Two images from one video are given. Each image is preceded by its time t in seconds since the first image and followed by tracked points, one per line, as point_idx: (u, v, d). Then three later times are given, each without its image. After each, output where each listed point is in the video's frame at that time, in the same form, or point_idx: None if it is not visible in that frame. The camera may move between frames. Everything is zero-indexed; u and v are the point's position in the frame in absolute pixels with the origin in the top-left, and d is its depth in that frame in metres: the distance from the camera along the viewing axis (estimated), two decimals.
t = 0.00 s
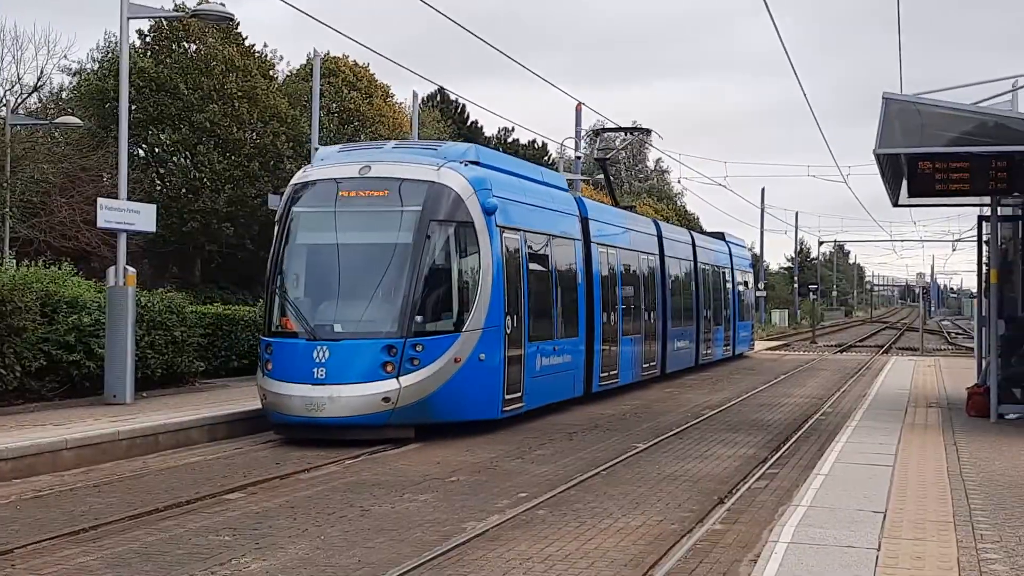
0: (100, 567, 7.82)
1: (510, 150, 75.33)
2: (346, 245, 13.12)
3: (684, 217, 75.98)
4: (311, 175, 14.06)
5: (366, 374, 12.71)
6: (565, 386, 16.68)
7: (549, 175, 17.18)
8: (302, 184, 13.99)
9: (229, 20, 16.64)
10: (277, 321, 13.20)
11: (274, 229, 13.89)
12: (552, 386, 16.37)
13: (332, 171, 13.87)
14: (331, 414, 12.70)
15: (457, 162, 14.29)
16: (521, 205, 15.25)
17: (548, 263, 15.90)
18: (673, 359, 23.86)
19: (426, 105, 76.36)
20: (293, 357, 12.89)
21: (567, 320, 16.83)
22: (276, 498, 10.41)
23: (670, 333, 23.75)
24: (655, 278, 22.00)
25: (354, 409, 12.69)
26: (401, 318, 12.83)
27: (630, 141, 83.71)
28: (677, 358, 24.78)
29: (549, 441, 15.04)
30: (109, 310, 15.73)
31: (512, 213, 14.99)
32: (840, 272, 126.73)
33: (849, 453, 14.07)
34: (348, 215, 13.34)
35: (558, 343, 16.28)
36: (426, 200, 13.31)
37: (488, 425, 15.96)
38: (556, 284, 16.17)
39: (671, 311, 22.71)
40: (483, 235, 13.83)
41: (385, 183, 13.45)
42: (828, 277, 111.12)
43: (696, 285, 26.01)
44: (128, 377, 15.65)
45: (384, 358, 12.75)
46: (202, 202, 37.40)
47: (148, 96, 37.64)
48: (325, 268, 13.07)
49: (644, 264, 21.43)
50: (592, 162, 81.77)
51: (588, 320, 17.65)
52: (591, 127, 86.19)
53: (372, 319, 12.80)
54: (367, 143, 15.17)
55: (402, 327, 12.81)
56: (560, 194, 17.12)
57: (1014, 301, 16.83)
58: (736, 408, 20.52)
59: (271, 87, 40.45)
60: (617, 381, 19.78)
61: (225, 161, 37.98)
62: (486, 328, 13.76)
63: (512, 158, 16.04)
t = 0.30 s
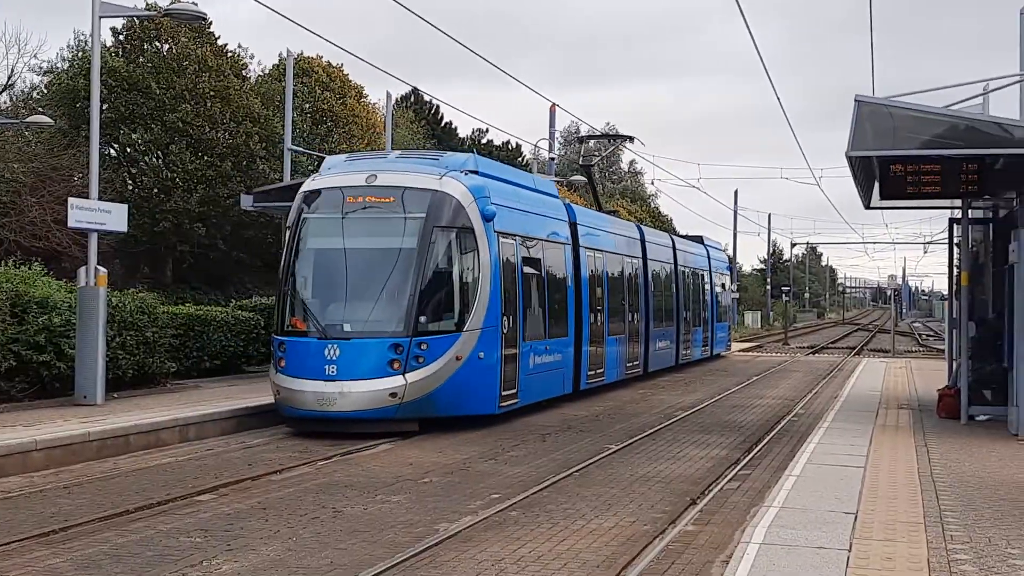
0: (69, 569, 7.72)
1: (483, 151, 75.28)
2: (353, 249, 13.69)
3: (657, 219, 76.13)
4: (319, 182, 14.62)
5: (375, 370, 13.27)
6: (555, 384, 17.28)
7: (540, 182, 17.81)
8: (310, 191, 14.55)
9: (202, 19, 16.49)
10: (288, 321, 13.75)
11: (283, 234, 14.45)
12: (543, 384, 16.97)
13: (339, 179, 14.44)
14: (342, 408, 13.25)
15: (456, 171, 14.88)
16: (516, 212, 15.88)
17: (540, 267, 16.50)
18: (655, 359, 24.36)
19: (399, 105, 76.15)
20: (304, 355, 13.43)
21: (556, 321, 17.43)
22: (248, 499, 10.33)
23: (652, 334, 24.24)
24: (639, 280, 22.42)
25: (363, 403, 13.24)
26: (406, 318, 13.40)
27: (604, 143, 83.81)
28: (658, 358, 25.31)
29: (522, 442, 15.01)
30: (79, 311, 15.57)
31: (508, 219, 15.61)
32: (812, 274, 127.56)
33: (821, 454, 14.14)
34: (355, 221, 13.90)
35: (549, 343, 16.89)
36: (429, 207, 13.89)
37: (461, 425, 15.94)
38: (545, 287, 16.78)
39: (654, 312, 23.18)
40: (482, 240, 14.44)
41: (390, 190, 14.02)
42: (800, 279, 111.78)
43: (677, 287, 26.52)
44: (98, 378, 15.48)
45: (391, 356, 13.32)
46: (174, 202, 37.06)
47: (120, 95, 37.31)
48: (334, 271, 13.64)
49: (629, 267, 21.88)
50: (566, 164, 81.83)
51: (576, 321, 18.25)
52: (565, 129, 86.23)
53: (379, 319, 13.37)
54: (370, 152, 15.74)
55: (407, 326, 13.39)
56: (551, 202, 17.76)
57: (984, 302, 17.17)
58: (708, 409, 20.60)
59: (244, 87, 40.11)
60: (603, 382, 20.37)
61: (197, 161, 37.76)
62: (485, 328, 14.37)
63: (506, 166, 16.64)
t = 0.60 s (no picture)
0: (31, 571, 7.61)
1: (452, 152, 75.12)
2: (353, 253, 14.51)
3: (625, 220, 76.25)
4: (321, 191, 15.43)
5: (375, 367, 14.14)
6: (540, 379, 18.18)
7: (526, 190, 18.64)
8: (312, 198, 15.36)
9: (169, 18, 16.24)
10: (292, 321, 14.58)
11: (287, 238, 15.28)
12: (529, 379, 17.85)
13: (340, 187, 15.24)
14: (346, 402, 14.13)
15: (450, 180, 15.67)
16: (505, 217, 16.70)
17: (527, 270, 17.32)
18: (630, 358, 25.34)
19: (366, 105, 75.79)
20: (310, 352, 14.28)
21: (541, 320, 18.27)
22: (214, 500, 10.22)
23: (628, 333, 25.20)
24: (616, 281, 23.53)
25: (365, 398, 14.12)
26: (404, 318, 14.23)
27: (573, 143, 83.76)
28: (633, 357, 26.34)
29: (490, 443, 14.95)
30: (43, 311, 15.34)
31: (497, 225, 16.43)
32: (779, 275, 128.43)
33: (788, 454, 14.21)
34: (355, 227, 14.71)
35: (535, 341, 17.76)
36: (426, 215, 14.69)
37: (429, 426, 15.89)
38: (532, 288, 17.61)
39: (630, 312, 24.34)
40: (474, 245, 15.24)
41: (388, 198, 14.82)
42: (768, 280, 112.45)
43: (650, 288, 27.50)
44: (64, 378, 15.27)
45: (391, 353, 14.18)
46: (139, 202, 36.69)
47: (86, 95, 36.75)
48: (336, 274, 14.47)
49: (606, 270, 22.80)
50: (535, 165, 81.78)
51: (559, 320, 19.09)
52: (533, 129, 86.20)
53: (378, 319, 14.20)
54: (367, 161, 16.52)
55: (405, 326, 14.22)
56: (536, 208, 18.59)
57: (950, 303, 17.41)
58: (676, 410, 20.63)
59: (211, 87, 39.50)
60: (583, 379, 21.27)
61: (163, 161, 37.45)
62: (477, 327, 15.22)
63: (494, 173, 17.45)
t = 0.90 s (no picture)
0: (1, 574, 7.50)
1: (426, 153, 74.93)
2: (359, 258, 15.31)
3: (600, 221, 76.21)
4: (327, 198, 16.19)
5: (381, 364, 14.95)
6: (530, 377, 19.03)
7: (519, 197, 19.52)
8: (319, 206, 16.13)
9: (142, 19, 16.09)
10: (302, 321, 15.36)
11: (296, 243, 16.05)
12: (519, 377, 18.69)
13: (346, 195, 16.01)
14: (354, 398, 14.92)
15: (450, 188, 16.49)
16: (500, 224, 17.56)
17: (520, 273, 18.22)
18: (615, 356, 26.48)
19: (340, 105, 75.44)
20: (321, 350, 15.05)
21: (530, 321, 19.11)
22: (187, 503, 10.12)
23: (612, 333, 26.38)
24: (600, 282, 24.77)
25: (372, 393, 14.92)
26: (407, 320, 15.06)
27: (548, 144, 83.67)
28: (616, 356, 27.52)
29: (464, 445, 14.88)
30: (15, 312, 15.14)
31: (494, 230, 17.28)
32: (754, 276, 129.06)
33: (763, 455, 14.25)
34: (361, 233, 15.50)
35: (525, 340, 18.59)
36: (428, 222, 15.50)
37: (404, 428, 15.82)
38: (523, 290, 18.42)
39: (614, 313, 25.60)
40: (473, 251, 16.08)
41: (392, 205, 15.62)
42: (742, 281, 112.84)
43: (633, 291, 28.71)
44: (36, 379, 15.09)
45: (397, 351, 14.98)
46: (112, 203, 36.32)
47: (60, 95, 36.53)
48: (344, 278, 15.27)
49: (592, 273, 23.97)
50: (510, 166, 81.66)
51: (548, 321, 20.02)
52: (508, 130, 86.09)
53: (384, 320, 15.03)
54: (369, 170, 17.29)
55: (409, 327, 15.04)
56: (527, 213, 19.43)
57: (923, 304, 17.48)
58: (651, 411, 20.66)
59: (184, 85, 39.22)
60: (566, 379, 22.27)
61: (137, 161, 37.16)
62: (475, 327, 16.06)
63: (490, 181, 18.30)
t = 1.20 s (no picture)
0: None
1: (404, 156, 74.78)
2: (371, 264, 16.55)
3: (578, 223, 76.16)
4: (339, 208, 17.37)
5: (392, 362, 16.21)
6: (524, 376, 20.33)
7: (513, 206, 20.86)
8: (331, 215, 17.31)
9: (118, 20, 16.02)
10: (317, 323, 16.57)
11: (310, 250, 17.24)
12: (514, 376, 19.97)
13: (356, 205, 17.19)
14: (367, 393, 16.13)
15: (454, 199, 17.74)
16: (498, 231, 18.91)
17: (517, 278, 19.62)
18: (603, 354, 28.00)
19: (317, 108, 75.12)
20: (335, 349, 16.26)
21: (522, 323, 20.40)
22: (164, 506, 10.03)
23: (600, 334, 27.89)
24: (590, 284, 26.20)
25: (383, 389, 16.14)
26: (416, 321, 16.32)
27: (525, 147, 83.61)
28: (604, 357, 29.04)
29: (442, 447, 14.85)
30: None
31: (493, 238, 18.62)
32: (731, 279, 129.71)
33: (740, 457, 14.31)
34: (372, 241, 16.71)
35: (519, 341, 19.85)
36: (434, 230, 16.74)
37: (382, 432, 15.79)
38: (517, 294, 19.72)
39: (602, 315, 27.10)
40: (475, 256, 17.37)
41: (400, 215, 16.84)
42: (719, 284, 113.20)
43: (620, 293, 30.28)
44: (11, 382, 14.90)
45: (406, 351, 16.24)
46: (88, 205, 36.01)
47: (35, 96, 36.15)
48: (357, 283, 16.50)
49: (582, 277, 25.49)
50: (487, 168, 81.62)
51: (541, 323, 21.46)
52: (486, 132, 86.00)
53: (393, 322, 16.31)
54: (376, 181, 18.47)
55: (417, 328, 16.32)
56: (519, 222, 20.77)
57: (899, 306, 17.29)
58: (629, 413, 20.69)
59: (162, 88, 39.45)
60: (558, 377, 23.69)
61: (113, 163, 36.89)
62: (477, 329, 17.38)
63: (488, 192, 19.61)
